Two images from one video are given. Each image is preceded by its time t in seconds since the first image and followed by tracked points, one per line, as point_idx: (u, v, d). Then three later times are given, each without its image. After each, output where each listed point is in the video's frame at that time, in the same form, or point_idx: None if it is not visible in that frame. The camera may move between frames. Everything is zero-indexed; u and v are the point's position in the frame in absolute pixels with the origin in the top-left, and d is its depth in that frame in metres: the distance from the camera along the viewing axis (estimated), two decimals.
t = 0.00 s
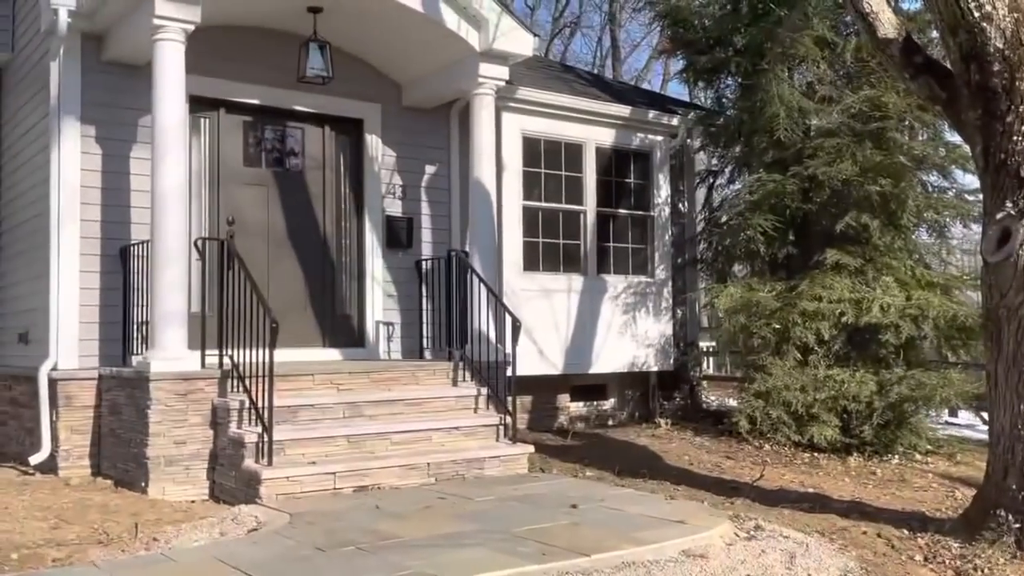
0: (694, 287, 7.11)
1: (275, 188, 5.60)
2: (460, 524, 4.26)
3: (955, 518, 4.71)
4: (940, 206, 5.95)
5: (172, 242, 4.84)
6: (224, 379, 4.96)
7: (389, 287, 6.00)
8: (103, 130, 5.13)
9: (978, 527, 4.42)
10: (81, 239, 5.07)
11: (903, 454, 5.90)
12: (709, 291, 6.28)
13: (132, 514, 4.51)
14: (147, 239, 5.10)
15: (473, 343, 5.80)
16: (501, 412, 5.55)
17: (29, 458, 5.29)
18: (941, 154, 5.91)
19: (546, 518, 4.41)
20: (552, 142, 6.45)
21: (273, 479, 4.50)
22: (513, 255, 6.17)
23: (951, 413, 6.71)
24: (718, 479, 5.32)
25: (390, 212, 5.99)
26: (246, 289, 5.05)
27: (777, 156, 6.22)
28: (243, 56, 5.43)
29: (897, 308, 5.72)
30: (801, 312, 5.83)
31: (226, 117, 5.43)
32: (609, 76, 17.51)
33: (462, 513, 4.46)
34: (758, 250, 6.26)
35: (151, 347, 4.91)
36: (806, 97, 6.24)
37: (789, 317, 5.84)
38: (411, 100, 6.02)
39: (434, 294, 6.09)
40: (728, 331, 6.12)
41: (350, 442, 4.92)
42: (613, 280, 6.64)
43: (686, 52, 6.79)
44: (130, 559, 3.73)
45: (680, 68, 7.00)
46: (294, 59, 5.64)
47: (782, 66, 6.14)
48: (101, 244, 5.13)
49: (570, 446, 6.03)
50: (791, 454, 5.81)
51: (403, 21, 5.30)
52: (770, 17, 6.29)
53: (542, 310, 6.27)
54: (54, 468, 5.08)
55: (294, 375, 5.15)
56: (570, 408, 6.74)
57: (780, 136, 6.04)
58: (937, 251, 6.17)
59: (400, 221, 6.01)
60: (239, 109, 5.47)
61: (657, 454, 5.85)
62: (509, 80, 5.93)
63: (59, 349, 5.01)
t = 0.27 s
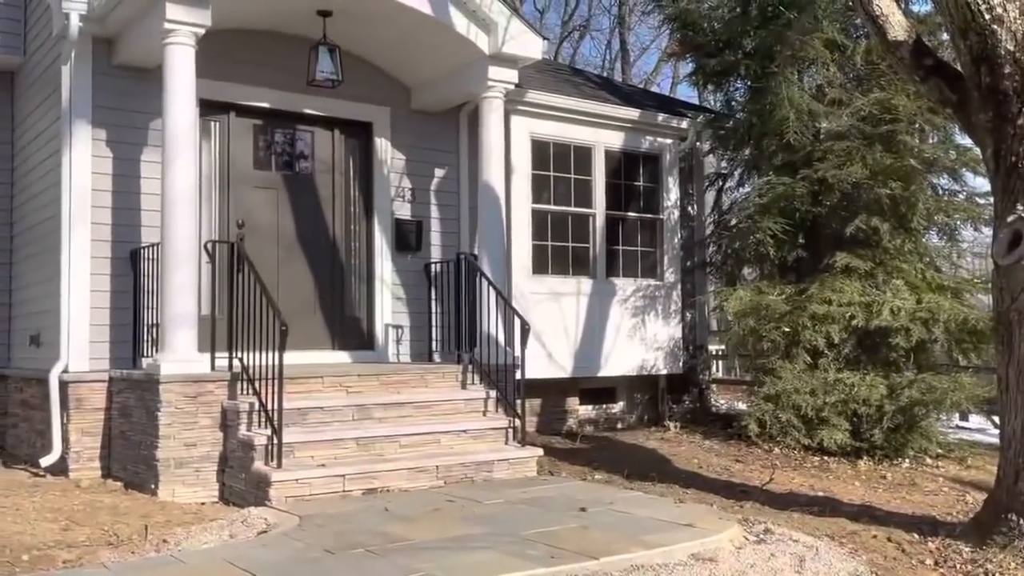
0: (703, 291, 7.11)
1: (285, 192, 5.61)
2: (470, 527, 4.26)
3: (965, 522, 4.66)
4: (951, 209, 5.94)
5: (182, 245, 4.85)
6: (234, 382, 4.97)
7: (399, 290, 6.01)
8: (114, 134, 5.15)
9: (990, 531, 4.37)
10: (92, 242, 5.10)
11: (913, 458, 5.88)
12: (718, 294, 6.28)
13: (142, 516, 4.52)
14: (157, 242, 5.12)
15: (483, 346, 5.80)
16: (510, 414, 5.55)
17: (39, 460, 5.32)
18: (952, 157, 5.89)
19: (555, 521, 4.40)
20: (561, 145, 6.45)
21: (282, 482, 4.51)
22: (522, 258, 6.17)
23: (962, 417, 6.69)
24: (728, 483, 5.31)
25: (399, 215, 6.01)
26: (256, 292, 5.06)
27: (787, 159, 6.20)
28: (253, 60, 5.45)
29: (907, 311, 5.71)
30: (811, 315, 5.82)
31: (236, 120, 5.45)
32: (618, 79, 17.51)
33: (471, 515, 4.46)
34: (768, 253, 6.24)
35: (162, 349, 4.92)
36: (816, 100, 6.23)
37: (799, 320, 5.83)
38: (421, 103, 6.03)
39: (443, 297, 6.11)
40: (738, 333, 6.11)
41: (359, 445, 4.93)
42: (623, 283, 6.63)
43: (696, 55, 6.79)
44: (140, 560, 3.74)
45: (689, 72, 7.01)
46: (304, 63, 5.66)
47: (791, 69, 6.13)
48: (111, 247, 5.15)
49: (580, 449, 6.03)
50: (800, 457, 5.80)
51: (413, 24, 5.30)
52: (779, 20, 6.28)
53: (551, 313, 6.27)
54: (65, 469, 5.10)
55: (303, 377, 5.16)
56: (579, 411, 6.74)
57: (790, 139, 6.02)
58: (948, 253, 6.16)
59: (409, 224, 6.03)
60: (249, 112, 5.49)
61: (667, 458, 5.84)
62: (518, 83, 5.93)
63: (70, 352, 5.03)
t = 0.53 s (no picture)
0: (715, 295, 7.09)
1: (297, 197, 5.63)
2: (483, 531, 4.25)
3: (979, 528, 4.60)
4: (965, 212, 5.92)
5: (194, 249, 4.87)
6: (246, 386, 4.99)
7: (410, 294, 6.02)
8: (127, 138, 5.18)
9: (1004, 536, 4.32)
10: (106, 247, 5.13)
11: (927, 462, 5.85)
12: (731, 298, 6.27)
13: (155, 519, 4.54)
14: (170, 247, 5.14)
15: (494, 350, 5.80)
16: (521, 418, 5.55)
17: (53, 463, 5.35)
18: (966, 160, 5.86)
19: (567, 525, 4.39)
20: (572, 149, 6.44)
21: (294, 485, 4.52)
22: (533, 262, 6.17)
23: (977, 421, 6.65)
24: (740, 487, 5.30)
25: (411, 220, 6.02)
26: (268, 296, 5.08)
27: (798, 163, 6.19)
28: (265, 65, 5.47)
29: (921, 314, 5.68)
30: (823, 319, 5.81)
31: (248, 125, 5.47)
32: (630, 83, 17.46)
33: (483, 520, 4.46)
34: (780, 257, 6.22)
35: (175, 353, 4.94)
36: (828, 103, 6.20)
37: (811, 324, 5.81)
38: (432, 107, 6.04)
39: (456, 301, 6.11)
40: (749, 337, 6.10)
41: (371, 448, 4.93)
42: (634, 287, 6.63)
43: (707, 59, 6.79)
44: (153, 563, 3.75)
45: (700, 75, 7.00)
46: (316, 68, 5.68)
47: (803, 73, 6.12)
48: (125, 251, 5.17)
49: (592, 453, 6.03)
50: (813, 462, 5.78)
51: (426, 29, 5.32)
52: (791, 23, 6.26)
53: (562, 317, 6.27)
54: (78, 473, 5.12)
55: (315, 380, 5.17)
56: (591, 415, 6.73)
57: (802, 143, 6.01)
58: (961, 256, 6.13)
59: (421, 228, 6.04)
60: (262, 117, 5.52)
61: (679, 462, 5.83)
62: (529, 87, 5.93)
63: (83, 356, 5.06)
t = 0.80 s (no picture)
0: (730, 300, 7.07)
1: (313, 203, 5.66)
2: (500, 537, 4.24)
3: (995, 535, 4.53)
4: (981, 216, 5.91)
5: (211, 255, 4.90)
6: (261, 392, 5.00)
7: (425, 300, 6.03)
8: (145, 145, 5.22)
9: None
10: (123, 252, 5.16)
11: (944, 468, 5.83)
12: (746, 302, 6.27)
13: (172, 524, 4.56)
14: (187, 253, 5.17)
15: (509, 355, 5.80)
16: (535, 423, 5.56)
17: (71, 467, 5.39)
18: (981, 165, 5.89)
19: (583, 530, 4.39)
20: (586, 155, 6.45)
21: (310, 490, 4.53)
22: (547, 267, 6.17)
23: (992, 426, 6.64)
24: (756, 492, 5.29)
25: (426, 225, 6.03)
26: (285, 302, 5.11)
27: (814, 168, 6.17)
28: (282, 72, 5.51)
29: (937, 318, 5.68)
30: (839, 324, 5.79)
31: (264, 132, 5.51)
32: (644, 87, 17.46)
33: (499, 526, 4.45)
34: (796, 262, 6.20)
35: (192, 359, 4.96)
36: (844, 108, 6.18)
37: (827, 329, 5.79)
38: (447, 113, 6.06)
39: (472, 307, 6.12)
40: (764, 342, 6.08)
41: (387, 454, 4.95)
42: (648, 293, 6.62)
43: (720, 64, 6.78)
44: (170, 568, 3.76)
45: (715, 80, 6.97)
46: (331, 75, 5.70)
47: (818, 78, 6.11)
48: (142, 257, 5.20)
49: (609, 458, 6.04)
50: (829, 467, 5.76)
51: (441, 35, 5.33)
52: (806, 27, 6.22)
53: (576, 322, 6.27)
54: (95, 477, 5.16)
55: (329, 386, 5.19)
56: (606, 421, 6.73)
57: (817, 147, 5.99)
58: (978, 261, 6.10)
59: (435, 234, 6.04)
60: (278, 124, 5.56)
61: (694, 468, 5.81)
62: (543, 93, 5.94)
63: (101, 361, 5.09)
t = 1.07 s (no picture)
0: (707, 302, 8.33)
1: (368, 224, 6.94)
2: (522, 491, 5.44)
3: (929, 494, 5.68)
4: (915, 233, 7.03)
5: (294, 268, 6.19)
6: (330, 377, 6.26)
7: (458, 302, 7.31)
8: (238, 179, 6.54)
9: (949, 501, 5.40)
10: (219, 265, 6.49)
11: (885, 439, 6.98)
12: (720, 305, 7.47)
13: (263, 479, 5.82)
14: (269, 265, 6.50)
15: (527, 348, 7.01)
16: (547, 403, 6.79)
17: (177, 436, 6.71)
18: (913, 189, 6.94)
19: (587, 487, 5.57)
20: (590, 182, 7.67)
21: (370, 454, 5.74)
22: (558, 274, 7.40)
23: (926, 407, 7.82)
24: (730, 459, 6.46)
25: (459, 241, 7.34)
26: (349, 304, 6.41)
27: (776, 194, 7.38)
28: (344, 120, 6.81)
29: (878, 317, 6.80)
30: (797, 321, 6.94)
31: (329, 167, 6.79)
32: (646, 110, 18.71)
33: (520, 483, 5.65)
34: (762, 270, 7.38)
35: (275, 350, 6.24)
36: (801, 144, 7.38)
37: (788, 325, 6.94)
38: (478, 150, 7.34)
39: (495, 308, 7.37)
40: (737, 337, 7.25)
41: (429, 427, 6.17)
42: (640, 296, 7.83)
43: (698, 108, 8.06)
44: (274, 507, 4.99)
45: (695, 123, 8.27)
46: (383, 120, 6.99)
47: (779, 120, 7.31)
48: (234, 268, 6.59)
49: (609, 433, 7.19)
50: (789, 439, 6.90)
51: (474, 89, 6.58)
52: (769, 79, 7.49)
53: (582, 321, 7.48)
54: (197, 443, 6.46)
55: (383, 372, 6.45)
56: (606, 400, 7.91)
57: (778, 176, 7.19)
58: (911, 270, 7.27)
59: (468, 248, 7.35)
60: (341, 161, 6.84)
61: (680, 440, 6.98)
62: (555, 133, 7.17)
63: (201, 351, 6.39)
